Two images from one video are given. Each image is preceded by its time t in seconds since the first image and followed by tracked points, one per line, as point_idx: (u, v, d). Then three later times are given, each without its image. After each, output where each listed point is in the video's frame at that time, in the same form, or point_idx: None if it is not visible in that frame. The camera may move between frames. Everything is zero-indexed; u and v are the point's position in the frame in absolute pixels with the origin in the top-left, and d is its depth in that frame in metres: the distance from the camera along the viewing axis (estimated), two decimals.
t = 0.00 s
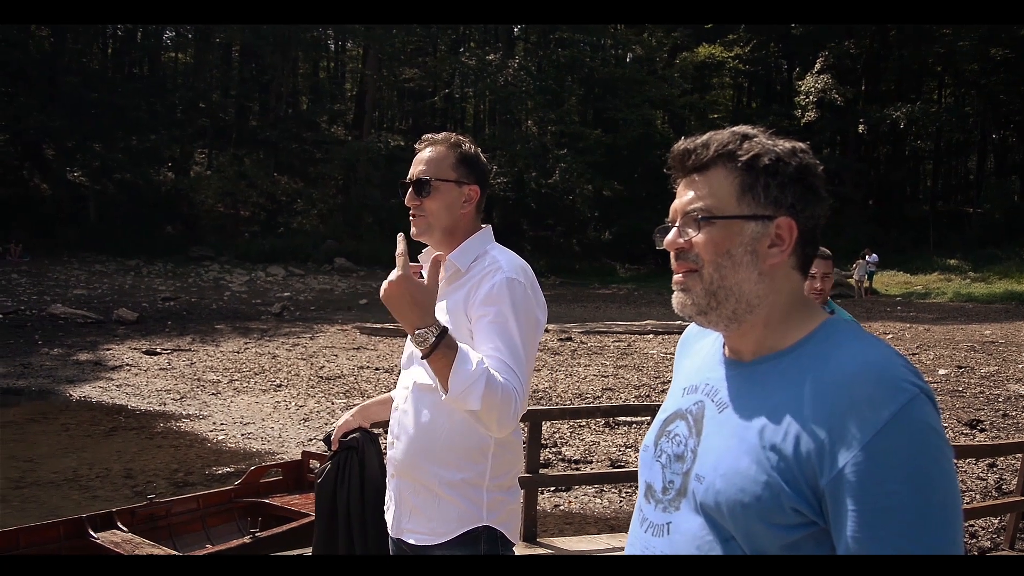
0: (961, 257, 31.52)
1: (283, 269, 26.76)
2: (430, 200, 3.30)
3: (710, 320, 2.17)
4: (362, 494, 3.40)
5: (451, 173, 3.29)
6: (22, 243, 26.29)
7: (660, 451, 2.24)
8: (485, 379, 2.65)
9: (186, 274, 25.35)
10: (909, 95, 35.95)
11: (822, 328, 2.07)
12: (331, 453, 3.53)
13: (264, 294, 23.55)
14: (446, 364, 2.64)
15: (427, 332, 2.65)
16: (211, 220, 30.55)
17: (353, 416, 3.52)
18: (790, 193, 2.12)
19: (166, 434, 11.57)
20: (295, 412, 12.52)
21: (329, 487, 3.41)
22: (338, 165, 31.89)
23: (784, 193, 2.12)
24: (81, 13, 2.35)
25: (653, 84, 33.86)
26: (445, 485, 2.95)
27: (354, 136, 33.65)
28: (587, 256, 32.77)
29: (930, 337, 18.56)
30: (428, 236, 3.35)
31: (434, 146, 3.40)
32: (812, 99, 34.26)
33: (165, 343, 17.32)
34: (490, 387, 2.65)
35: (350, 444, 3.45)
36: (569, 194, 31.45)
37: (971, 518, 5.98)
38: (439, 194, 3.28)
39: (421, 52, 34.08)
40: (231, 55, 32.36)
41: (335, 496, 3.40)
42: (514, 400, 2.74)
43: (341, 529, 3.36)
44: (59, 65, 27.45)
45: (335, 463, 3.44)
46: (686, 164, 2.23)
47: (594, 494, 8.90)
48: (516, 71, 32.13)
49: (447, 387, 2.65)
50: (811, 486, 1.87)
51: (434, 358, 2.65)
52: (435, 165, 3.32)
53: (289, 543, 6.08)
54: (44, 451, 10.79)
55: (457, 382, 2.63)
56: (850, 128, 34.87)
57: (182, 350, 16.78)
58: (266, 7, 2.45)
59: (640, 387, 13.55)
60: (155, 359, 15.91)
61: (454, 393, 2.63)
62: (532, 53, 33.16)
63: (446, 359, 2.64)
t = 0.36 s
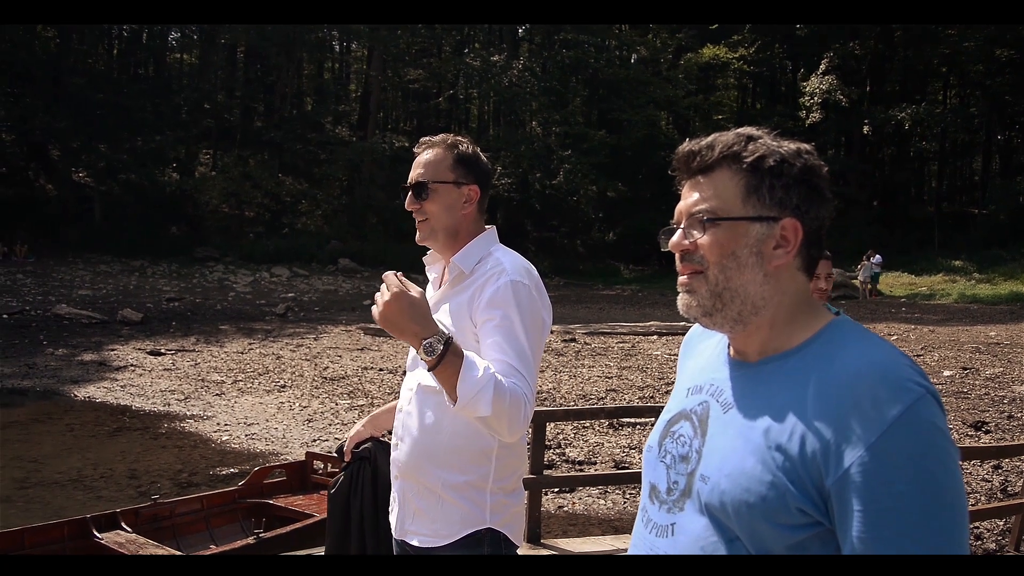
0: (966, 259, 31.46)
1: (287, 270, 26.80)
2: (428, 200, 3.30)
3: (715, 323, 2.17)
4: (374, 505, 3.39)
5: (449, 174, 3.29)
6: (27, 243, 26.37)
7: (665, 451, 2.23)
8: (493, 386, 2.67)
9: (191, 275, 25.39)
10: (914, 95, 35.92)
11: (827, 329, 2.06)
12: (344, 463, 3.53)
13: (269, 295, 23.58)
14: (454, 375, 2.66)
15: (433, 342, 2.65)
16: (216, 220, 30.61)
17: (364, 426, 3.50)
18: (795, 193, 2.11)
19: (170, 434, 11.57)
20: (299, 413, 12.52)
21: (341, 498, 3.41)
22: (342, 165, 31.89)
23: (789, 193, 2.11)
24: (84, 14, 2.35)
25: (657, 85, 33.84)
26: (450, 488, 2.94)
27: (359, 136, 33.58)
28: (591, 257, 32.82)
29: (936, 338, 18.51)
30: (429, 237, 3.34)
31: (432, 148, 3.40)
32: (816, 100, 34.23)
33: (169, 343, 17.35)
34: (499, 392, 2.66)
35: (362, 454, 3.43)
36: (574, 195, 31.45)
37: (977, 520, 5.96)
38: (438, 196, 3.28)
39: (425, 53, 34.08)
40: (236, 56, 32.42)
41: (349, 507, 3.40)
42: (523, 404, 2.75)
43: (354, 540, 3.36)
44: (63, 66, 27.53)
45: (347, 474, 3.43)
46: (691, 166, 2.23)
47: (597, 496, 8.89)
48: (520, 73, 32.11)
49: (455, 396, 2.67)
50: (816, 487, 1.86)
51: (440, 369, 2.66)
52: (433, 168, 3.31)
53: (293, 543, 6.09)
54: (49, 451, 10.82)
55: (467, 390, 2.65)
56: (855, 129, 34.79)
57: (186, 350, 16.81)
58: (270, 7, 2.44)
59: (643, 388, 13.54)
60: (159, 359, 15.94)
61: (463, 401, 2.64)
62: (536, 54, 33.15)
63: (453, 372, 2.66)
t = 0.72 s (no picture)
0: (965, 259, 31.48)
1: (287, 271, 26.82)
2: (407, 208, 3.33)
3: (715, 322, 2.17)
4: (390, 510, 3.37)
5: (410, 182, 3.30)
6: (27, 245, 26.39)
7: (665, 452, 2.23)
8: (466, 383, 2.68)
9: (190, 276, 25.40)
10: (913, 96, 36.00)
11: (829, 329, 2.06)
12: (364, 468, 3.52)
13: (269, 296, 23.59)
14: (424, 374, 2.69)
15: (403, 342, 2.70)
16: (215, 222, 30.62)
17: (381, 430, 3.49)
18: (797, 193, 2.11)
19: (170, 435, 11.57)
20: (299, 414, 12.52)
21: (359, 503, 3.40)
22: (342, 167, 31.87)
23: (789, 193, 2.10)
24: (85, 14, 2.34)
25: (656, 85, 33.86)
26: (441, 490, 2.94)
27: (358, 138, 33.54)
28: (591, 258, 32.86)
29: (935, 339, 18.51)
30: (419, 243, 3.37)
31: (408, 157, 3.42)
32: (816, 101, 34.23)
33: (169, 345, 17.34)
34: (473, 389, 2.67)
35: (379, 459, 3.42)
36: (574, 196, 31.50)
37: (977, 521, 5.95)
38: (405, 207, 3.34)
39: (424, 54, 34.09)
40: (236, 57, 32.44)
41: (366, 511, 3.38)
42: (504, 402, 2.74)
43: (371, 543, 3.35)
44: (62, 68, 27.55)
45: (365, 479, 3.42)
46: (691, 166, 2.22)
47: (598, 496, 8.89)
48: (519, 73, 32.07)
49: (429, 396, 2.69)
50: (816, 488, 1.86)
51: (414, 370, 2.71)
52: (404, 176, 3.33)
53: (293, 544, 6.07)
54: (49, 453, 10.82)
55: (437, 389, 2.67)
56: (854, 130, 34.74)
57: (187, 351, 16.81)
58: (271, 7, 2.44)
59: (643, 389, 13.56)
60: (159, 360, 15.94)
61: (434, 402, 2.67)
62: (535, 55, 33.14)
63: (424, 372, 2.70)
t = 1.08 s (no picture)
0: (967, 254, 31.44)
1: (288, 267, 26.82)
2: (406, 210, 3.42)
3: (713, 318, 2.18)
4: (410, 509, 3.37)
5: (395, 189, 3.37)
6: (28, 242, 26.39)
7: (669, 447, 2.23)
8: (403, 372, 2.71)
9: (191, 273, 25.41)
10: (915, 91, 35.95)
11: (831, 325, 2.05)
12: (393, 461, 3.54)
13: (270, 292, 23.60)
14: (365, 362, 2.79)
15: (340, 332, 2.86)
16: (216, 218, 30.62)
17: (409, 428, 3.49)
18: (801, 190, 2.09)
19: (172, 432, 11.58)
20: (301, 410, 12.52)
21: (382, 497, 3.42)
22: (343, 163, 31.85)
23: (790, 190, 2.09)
24: (79, 14, 2.32)
25: (657, 80, 33.78)
26: (425, 487, 2.98)
27: (359, 133, 33.46)
28: (592, 253, 32.89)
29: (937, 334, 18.50)
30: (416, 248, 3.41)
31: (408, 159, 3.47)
32: (817, 96, 34.16)
33: (171, 341, 17.35)
34: (411, 376, 2.70)
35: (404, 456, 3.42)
36: (575, 191, 31.51)
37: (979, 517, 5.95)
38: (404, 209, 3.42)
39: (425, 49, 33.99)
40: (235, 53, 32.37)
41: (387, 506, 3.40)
42: (452, 392, 2.73)
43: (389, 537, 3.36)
44: (62, 65, 27.51)
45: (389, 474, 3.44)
46: (691, 161, 2.22)
47: (599, 492, 8.89)
48: (520, 69, 31.95)
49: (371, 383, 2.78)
50: (822, 485, 1.85)
51: (355, 358, 2.84)
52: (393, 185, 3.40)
53: (296, 539, 6.09)
54: (50, 449, 10.83)
55: (378, 377, 2.74)
56: (857, 125, 34.59)
57: (188, 348, 16.81)
58: (268, 7, 2.42)
59: (644, 384, 13.57)
60: (160, 357, 15.94)
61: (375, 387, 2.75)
62: (536, 50, 33.00)
63: (364, 359, 2.82)
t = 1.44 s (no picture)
0: (970, 254, 31.42)
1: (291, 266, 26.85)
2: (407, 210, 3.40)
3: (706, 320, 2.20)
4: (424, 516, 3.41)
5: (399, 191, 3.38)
6: (32, 241, 26.48)
7: (672, 447, 2.22)
8: (365, 376, 2.79)
9: (194, 272, 25.46)
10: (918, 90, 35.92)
11: (830, 328, 2.04)
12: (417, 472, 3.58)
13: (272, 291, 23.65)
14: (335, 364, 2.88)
15: (311, 332, 2.94)
16: (220, 217, 30.70)
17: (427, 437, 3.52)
18: (777, 196, 2.06)
19: (175, 431, 11.59)
20: (303, 410, 12.52)
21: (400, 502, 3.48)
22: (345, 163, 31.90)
23: (763, 198, 2.07)
24: (81, 14, 2.33)
25: (660, 80, 33.80)
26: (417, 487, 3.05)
27: (362, 133, 33.49)
28: (594, 252, 32.98)
29: (939, 333, 18.49)
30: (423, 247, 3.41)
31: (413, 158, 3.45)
32: (820, 95, 34.17)
33: (174, 341, 17.37)
34: (371, 378, 2.78)
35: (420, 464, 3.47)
36: (577, 191, 31.62)
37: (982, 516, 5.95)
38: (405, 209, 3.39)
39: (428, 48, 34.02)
40: (238, 53, 32.36)
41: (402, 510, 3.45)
42: (413, 394, 2.76)
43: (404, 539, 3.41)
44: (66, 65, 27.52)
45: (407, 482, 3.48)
46: (687, 167, 2.23)
47: (602, 492, 8.90)
48: (523, 68, 31.85)
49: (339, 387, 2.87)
50: (827, 486, 1.85)
51: (327, 358, 2.92)
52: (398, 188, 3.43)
53: (297, 540, 6.09)
54: (53, 448, 10.84)
55: (344, 379, 2.82)
56: (860, 124, 34.52)
57: (190, 347, 16.84)
58: (268, 8, 2.42)
59: (647, 383, 13.59)
60: (163, 356, 15.96)
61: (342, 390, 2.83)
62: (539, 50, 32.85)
63: (331, 357, 2.91)
